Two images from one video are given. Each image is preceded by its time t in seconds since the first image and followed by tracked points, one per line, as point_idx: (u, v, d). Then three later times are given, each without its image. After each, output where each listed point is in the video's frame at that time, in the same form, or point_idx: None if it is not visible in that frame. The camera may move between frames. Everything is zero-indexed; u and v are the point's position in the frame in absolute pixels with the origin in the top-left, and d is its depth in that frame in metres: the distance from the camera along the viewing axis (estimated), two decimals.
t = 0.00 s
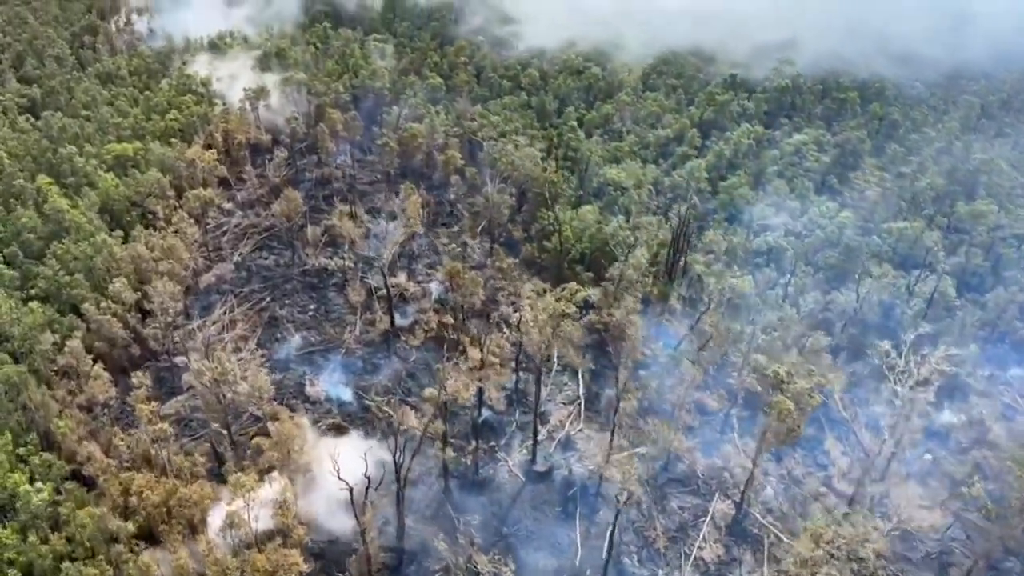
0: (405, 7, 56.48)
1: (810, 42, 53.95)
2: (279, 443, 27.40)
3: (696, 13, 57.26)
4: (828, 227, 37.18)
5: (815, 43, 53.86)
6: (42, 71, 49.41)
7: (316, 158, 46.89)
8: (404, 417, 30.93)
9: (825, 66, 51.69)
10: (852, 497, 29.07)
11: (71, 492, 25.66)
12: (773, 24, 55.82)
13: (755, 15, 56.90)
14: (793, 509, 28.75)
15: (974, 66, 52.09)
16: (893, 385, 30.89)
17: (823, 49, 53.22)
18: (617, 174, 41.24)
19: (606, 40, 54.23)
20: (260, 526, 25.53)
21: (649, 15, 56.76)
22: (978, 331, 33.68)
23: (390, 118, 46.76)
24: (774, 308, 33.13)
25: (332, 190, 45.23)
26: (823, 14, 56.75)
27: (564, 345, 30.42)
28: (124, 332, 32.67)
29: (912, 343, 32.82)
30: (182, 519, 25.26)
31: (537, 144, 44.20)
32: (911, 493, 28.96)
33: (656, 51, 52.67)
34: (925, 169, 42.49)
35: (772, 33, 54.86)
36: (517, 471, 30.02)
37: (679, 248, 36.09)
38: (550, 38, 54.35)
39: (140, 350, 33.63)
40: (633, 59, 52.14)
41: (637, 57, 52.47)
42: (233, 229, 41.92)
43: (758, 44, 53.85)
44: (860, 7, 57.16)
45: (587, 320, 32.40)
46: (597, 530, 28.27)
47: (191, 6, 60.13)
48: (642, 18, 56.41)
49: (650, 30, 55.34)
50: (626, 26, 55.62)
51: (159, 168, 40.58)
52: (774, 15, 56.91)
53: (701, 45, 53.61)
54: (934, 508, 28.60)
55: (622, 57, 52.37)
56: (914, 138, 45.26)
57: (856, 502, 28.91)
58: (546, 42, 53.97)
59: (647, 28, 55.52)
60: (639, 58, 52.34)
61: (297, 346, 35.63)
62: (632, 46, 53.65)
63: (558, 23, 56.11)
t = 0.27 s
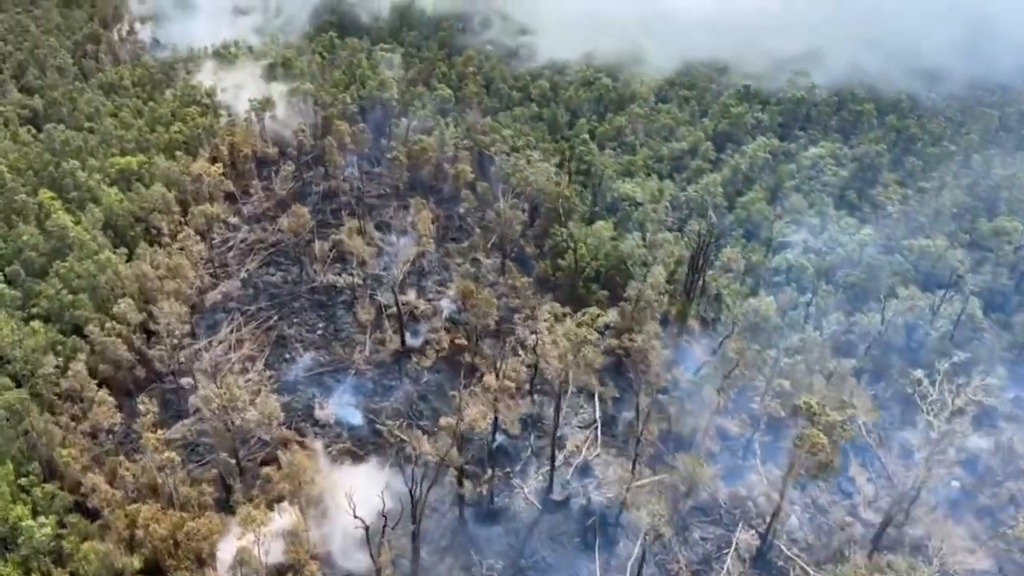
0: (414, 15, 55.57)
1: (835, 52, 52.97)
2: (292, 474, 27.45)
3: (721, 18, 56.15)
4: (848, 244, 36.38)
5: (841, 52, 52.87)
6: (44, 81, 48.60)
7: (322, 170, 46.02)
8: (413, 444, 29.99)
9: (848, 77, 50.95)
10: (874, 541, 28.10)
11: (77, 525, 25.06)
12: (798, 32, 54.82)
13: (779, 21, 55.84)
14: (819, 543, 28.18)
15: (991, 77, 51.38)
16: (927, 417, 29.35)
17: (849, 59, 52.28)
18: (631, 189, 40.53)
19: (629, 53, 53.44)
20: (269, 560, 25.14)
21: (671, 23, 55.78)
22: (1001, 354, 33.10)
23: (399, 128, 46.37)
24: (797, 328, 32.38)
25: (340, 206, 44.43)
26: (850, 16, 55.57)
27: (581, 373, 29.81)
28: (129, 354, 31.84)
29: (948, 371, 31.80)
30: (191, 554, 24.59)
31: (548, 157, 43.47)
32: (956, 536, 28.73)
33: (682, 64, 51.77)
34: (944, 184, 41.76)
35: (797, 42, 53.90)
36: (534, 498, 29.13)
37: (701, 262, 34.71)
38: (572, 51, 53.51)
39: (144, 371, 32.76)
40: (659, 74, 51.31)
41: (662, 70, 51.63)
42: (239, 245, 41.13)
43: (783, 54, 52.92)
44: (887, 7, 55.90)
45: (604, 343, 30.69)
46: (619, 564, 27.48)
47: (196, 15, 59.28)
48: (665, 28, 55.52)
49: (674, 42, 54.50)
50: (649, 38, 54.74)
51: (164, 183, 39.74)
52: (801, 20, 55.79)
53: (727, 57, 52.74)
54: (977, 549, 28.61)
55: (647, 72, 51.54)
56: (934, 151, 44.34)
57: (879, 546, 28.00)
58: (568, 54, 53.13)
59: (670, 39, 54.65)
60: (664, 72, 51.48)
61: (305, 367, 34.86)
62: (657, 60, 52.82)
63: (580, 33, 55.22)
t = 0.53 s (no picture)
0: (425, 27, 54.98)
1: (862, 66, 52.05)
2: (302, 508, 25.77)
3: (746, 31, 55.27)
4: (869, 263, 35.65)
5: (868, 67, 51.96)
6: (46, 91, 47.77)
7: (329, 183, 45.44)
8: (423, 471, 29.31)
9: (873, 90, 50.09)
10: None
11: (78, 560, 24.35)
12: (824, 45, 53.89)
13: (805, 34, 54.92)
14: None
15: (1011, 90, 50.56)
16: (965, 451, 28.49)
17: (876, 75, 51.31)
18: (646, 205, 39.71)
19: (653, 67, 52.55)
20: None
21: (695, 38, 55.01)
22: None
23: (408, 141, 45.75)
24: (822, 352, 31.45)
25: (347, 218, 44.10)
26: (874, 31, 54.79)
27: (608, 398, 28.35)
28: (133, 377, 31.01)
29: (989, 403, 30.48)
30: None
31: (560, 171, 42.70)
32: None
33: (708, 78, 50.78)
34: (965, 201, 40.96)
35: (823, 56, 52.96)
36: (550, 529, 28.36)
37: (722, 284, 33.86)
38: (595, 64, 52.66)
39: (147, 393, 32.04)
40: (684, 88, 50.33)
41: (687, 84, 50.64)
42: (245, 261, 40.35)
43: (809, 69, 51.98)
44: (913, 27, 55.26)
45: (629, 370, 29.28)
46: None
47: (203, 24, 58.16)
48: (688, 43, 54.73)
49: (698, 56, 53.58)
50: (672, 53, 53.93)
51: (169, 198, 38.89)
52: (827, 33, 54.91)
53: (752, 71, 51.77)
54: None
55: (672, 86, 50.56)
56: (957, 167, 43.38)
57: None
58: (591, 68, 52.27)
59: (695, 53, 53.76)
60: (689, 87, 50.50)
61: (313, 389, 33.88)
62: (681, 75, 51.86)
63: (601, 47, 54.43)
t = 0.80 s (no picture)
0: (438, 41, 54.44)
1: (889, 81, 51.00)
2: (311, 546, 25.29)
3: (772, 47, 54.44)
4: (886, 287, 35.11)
5: (895, 83, 50.90)
6: (49, 101, 46.94)
7: (337, 197, 44.54)
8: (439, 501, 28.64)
9: (901, 105, 49.08)
10: None
11: None
12: (851, 60, 52.93)
13: (833, 49, 54.02)
14: None
15: None
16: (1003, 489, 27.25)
17: (905, 91, 50.23)
18: (661, 222, 38.88)
19: (677, 81, 51.59)
20: None
21: (721, 54, 54.11)
22: None
23: (419, 155, 45.01)
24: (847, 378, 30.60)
25: (355, 233, 43.22)
26: (903, 47, 53.82)
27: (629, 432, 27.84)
28: (137, 402, 30.23)
29: None
30: None
31: (573, 187, 41.95)
32: None
33: (733, 94, 49.58)
34: (987, 220, 40.08)
35: (851, 70, 51.94)
36: (567, 561, 27.34)
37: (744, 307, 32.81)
38: (619, 78, 51.71)
39: (151, 417, 31.17)
40: (710, 104, 49.15)
41: (713, 100, 49.46)
42: (252, 278, 39.55)
43: (837, 83, 50.95)
44: (942, 44, 54.33)
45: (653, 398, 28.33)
46: None
47: (210, 33, 57.15)
48: (713, 58, 53.83)
49: (724, 70, 52.62)
50: (698, 68, 53.00)
51: (174, 214, 38.11)
52: (854, 49, 54.02)
53: (778, 86, 50.79)
54: None
55: (698, 100, 49.51)
56: (980, 184, 42.40)
57: None
58: (614, 82, 51.27)
59: (720, 67, 52.80)
60: (714, 103, 49.28)
61: (321, 413, 33.03)
62: (706, 91, 50.63)
63: (625, 60, 53.51)
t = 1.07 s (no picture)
0: (456, 50, 53.54)
1: (916, 97, 49.87)
2: None
3: (798, 61, 53.53)
4: (909, 311, 34.28)
5: (923, 98, 49.76)
6: (50, 112, 45.99)
7: (343, 211, 43.59)
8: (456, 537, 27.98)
9: (930, 121, 48.01)
10: None
11: None
12: (880, 74, 51.90)
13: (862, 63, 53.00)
14: None
15: None
16: None
17: (933, 106, 49.07)
18: (677, 239, 37.97)
19: (703, 97, 50.67)
20: None
21: (748, 69, 53.22)
22: None
23: (428, 169, 44.01)
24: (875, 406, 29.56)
25: (362, 249, 42.19)
26: (931, 60, 52.65)
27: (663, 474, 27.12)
28: (139, 428, 29.31)
29: None
30: None
31: (585, 203, 41.08)
32: None
33: (760, 113, 48.52)
34: (1011, 239, 39.16)
35: (880, 86, 50.96)
36: None
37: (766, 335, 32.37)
38: (643, 95, 50.71)
39: (154, 442, 30.25)
40: (737, 122, 48.06)
41: (740, 118, 48.39)
42: (257, 296, 38.63)
43: (865, 99, 49.93)
44: (977, 57, 53.01)
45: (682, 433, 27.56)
46: None
47: (219, 45, 56.07)
48: (739, 73, 52.94)
49: (750, 85, 51.70)
50: (723, 83, 52.10)
51: (178, 231, 37.18)
52: (884, 61, 52.91)
53: (804, 104, 49.75)
54: None
55: (723, 117, 48.52)
56: (1002, 202, 41.47)
57: None
58: (638, 99, 50.20)
59: (746, 82, 51.83)
60: (741, 121, 48.19)
61: (328, 438, 32.02)
62: (732, 109, 49.57)
63: (649, 75, 52.65)
